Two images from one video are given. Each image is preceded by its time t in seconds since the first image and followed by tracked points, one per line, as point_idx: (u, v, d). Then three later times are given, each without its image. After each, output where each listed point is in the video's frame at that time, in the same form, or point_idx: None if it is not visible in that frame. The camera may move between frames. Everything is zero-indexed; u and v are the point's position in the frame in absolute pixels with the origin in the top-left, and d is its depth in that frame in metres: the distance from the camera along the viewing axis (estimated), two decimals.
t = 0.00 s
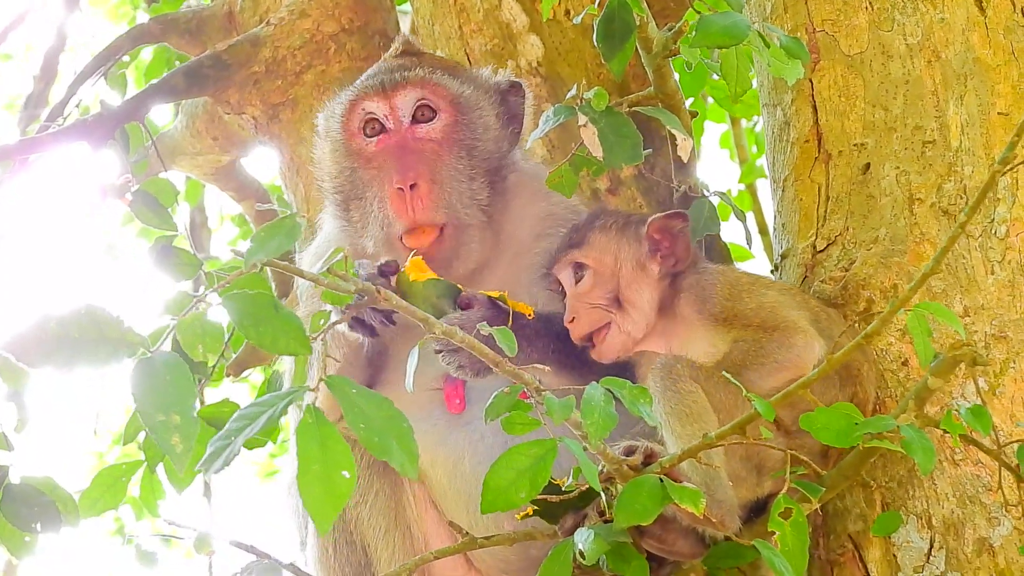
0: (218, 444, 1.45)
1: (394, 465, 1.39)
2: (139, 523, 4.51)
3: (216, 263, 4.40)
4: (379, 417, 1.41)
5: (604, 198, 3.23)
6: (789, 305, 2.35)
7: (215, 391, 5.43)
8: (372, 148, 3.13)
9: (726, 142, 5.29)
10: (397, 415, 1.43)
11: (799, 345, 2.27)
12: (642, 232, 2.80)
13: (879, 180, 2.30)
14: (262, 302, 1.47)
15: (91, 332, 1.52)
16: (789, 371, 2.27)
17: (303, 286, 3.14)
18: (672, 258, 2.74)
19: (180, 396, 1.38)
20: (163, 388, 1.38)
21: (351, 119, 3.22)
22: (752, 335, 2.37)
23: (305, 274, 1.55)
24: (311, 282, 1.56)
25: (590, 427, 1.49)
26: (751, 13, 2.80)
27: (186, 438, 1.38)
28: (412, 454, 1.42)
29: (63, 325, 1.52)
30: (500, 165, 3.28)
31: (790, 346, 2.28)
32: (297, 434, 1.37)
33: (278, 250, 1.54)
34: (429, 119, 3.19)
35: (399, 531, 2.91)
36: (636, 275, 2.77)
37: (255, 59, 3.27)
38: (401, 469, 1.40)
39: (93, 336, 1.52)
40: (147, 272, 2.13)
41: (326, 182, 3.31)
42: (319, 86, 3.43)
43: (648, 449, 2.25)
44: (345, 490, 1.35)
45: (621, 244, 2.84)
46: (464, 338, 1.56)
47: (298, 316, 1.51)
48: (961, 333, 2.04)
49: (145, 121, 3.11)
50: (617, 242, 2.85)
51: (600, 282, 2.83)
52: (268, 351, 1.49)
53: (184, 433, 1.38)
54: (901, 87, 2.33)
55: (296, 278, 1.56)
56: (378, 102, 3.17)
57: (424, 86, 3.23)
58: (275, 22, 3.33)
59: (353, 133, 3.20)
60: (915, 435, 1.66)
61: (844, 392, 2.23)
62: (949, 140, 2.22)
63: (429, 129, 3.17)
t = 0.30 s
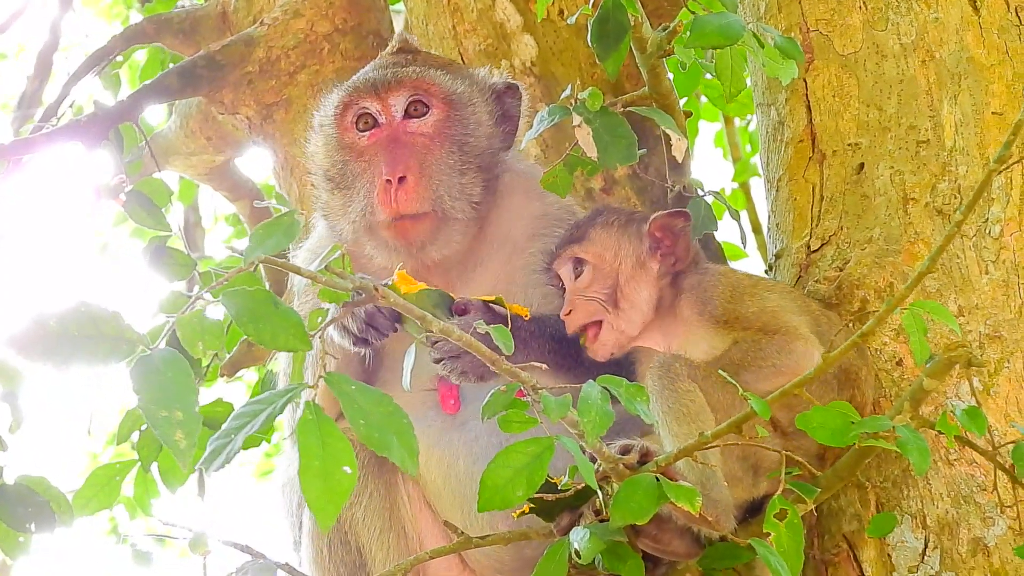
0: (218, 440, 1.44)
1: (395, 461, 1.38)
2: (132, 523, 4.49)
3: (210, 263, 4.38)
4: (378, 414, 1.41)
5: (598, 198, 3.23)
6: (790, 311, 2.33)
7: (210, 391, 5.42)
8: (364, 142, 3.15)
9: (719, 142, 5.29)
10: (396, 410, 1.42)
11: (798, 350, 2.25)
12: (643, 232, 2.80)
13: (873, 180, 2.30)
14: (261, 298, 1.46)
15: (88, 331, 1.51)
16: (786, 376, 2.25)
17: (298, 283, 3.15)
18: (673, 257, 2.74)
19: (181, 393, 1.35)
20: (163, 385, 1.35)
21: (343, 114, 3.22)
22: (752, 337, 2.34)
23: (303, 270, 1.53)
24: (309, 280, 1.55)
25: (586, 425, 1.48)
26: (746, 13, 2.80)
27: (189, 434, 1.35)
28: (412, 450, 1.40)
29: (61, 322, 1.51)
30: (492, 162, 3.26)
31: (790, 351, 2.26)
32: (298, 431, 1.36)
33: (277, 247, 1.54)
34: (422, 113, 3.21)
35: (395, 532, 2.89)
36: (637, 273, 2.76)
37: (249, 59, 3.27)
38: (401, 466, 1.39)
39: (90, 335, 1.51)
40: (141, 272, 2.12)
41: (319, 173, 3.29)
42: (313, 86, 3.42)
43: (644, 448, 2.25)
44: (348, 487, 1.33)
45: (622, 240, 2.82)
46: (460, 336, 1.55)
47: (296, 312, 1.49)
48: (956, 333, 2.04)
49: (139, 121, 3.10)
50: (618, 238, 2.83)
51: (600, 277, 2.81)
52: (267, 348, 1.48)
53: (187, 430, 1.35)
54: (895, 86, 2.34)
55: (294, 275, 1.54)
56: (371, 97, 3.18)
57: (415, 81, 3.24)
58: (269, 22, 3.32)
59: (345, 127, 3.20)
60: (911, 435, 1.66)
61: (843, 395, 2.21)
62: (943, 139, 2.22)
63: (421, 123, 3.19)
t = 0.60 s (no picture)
0: (209, 439, 1.43)
1: (385, 463, 1.38)
2: (129, 521, 4.49)
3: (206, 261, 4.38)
4: (370, 416, 1.40)
5: (594, 197, 3.23)
6: (784, 313, 2.33)
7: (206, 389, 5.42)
8: (367, 150, 3.15)
9: (716, 139, 5.29)
10: (386, 412, 1.42)
11: (789, 352, 2.25)
12: (640, 227, 2.79)
13: (869, 179, 2.30)
14: (253, 300, 1.46)
15: (82, 333, 1.51)
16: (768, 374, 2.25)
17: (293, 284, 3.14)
18: (672, 253, 2.73)
19: (170, 394, 1.35)
20: (153, 385, 1.35)
21: (345, 120, 3.21)
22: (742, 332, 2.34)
23: (297, 271, 1.52)
24: (303, 281, 1.54)
25: (581, 426, 1.48)
26: (742, 12, 2.79)
27: (177, 435, 1.35)
28: (403, 453, 1.40)
29: (55, 323, 1.51)
30: (494, 168, 3.27)
31: (780, 352, 2.26)
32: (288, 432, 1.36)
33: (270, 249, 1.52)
34: (425, 124, 3.19)
35: (390, 532, 2.92)
36: (634, 273, 2.75)
37: (245, 58, 3.26)
38: (391, 468, 1.39)
39: (84, 337, 1.51)
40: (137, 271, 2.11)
41: (318, 172, 3.29)
42: (309, 85, 3.41)
43: (639, 448, 2.26)
44: (337, 489, 1.33)
45: (620, 237, 2.83)
46: (454, 336, 1.55)
47: (288, 314, 1.49)
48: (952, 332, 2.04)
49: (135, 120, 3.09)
50: (615, 234, 2.84)
51: (598, 274, 2.82)
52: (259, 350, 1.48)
53: (174, 431, 1.35)
54: (891, 87, 2.33)
55: (287, 274, 1.53)
56: (373, 107, 3.17)
57: (419, 90, 3.21)
58: (265, 21, 3.31)
59: (347, 132, 3.20)
60: (907, 435, 1.65)
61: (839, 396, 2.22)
62: (939, 139, 2.22)
63: (424, 133, 3.18)
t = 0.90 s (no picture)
0: (208, 447, 1.43)
1: (383, 468, 1.38)
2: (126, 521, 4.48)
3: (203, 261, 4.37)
4: (366, 419, 1.40)
5: (591, 197, 3.22)
6: (764, 330, 2.35)
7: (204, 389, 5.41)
8: (366, 142, 3.16)
9: (713, 138, 5.28)
10: (384, 416, 1.41)
11: (757, 373, 2.29)
12: (636, 228, 2.79)
13: (866, 180, 2.30)
14: (249, 305, 1.46)
15: (78, 339, 1.50)
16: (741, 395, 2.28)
17: (290, 290, 3.14)
18: (669, 252, 2.73)
19: (168, 400, 1.34)
20: (149, 392, 1.34)
21: (346, 113, 3.22)
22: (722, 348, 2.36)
23: (292, 276, 1.53)
24: (298, 286, 1.54)
25: (577, 430, 1.48)
26: (739, 12, 2.79)
27: (176, 441, 1.34)
28: (401, 457, 1.40)
29: (50, 329, 1.49)
30: (493, 167, 3.26)
31: (748, 373, 2.29)
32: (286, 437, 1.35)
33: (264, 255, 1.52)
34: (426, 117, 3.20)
35: (388, 532, 2.91)
36: (631, 273, 2.75)
37: (241, 58, 3.25)
38: (390, 473, 1.39)
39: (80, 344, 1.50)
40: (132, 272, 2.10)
41: (318, 169, 3.30)
42: (306, 85, 3.40)
43: (635, 451, 2.25)
44: (336, 494, 1.33)
45: (617, 237, 2.80)
46: (450, 340, 1.55)
47: (285, 320, 1.48)
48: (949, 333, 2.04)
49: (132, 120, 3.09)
50: (613, 234, 2.81)
51: (597, 276, 2.79)
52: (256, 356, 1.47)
53: (173, 438, 1.33)
54: (888, 86, 2.33)
55: (282, 279, 1.54)
56: (374, 97, 3.19)
57: (420, 81, 3.23)
58: (261, 21, 3.31)
59: (348, 125, 3.21)
60: (904, 435, 1.64)
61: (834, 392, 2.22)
62: (936, 139, 2.22)
63: (425, 126, 3.19)
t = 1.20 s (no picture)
0: (204, 454, 1.43)
1: (381, 474, 1.38)
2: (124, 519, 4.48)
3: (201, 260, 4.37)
4: (363, 425, 1.40)
5: (590, 197, 3.22)
6: (763, 327, 2.35)
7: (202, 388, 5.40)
8: (372, 145, 3.15)
9: (711, 137, 5.28)
10: (381, 423, 1.41)
11: (757, 372, 2.29)
12: (637, 232, 2.78)
13: (864, 179, 2.30)
14: (246, 312, 1.46)
15: (76, 348, 1.49)
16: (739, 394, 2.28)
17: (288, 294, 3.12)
18: (672, 256, 2.72)
19: (164, 408, 1.34)
20: (145, 401, 1.34)
21: (351, 114, 3.21)
22: (720, 346, 2.36)
23: (290, 282, 1.52)
24: (296, 292, 1.53)
25: (575, 435, 1.48)
26: (738, 12, 2.79)
27: (174, 449, 1.34)
28: (398, 463, 1.40)
29: (48, 338, 1.48)
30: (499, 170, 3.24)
31: (749, 372, 2.29)
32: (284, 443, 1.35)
33: (263, 263, 1.51)
34: (432, 121, 3.19)
35: (386, 531, 2.91)
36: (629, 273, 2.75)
37: (240, 57, 3.25)
38: (387, 478, 1.39)
39: (79, 353, 1.49)
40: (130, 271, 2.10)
41: (320, 169, 3.29)
42: (304, 84, 3.40)
43: (633, 453, 2.25)
44: (333, 501, 1.32)
45: (622, 242, 2.78)
46: (448, 345, 1.55)
47: (282, 327, 1.48)
48: (947, 332, 2.04)
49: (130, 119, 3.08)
50: (616, 239, 2.79)
51: (607, 282, 2.75)
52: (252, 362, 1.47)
53: (170, 445, 1.34)
54: (887, 85, 2.33)
55: (281, 285, 1.53)
56: (380, 103, 3.17)
57: (427, 87, 3.22)
58: (260, 21, 3.31)
59: (352, 127, 3.20)
60: (903, 434, 1.64)
61: (830, 389, 2.24)
62: (934, 139, 2.22)
63: (431, 130, 3.18)
